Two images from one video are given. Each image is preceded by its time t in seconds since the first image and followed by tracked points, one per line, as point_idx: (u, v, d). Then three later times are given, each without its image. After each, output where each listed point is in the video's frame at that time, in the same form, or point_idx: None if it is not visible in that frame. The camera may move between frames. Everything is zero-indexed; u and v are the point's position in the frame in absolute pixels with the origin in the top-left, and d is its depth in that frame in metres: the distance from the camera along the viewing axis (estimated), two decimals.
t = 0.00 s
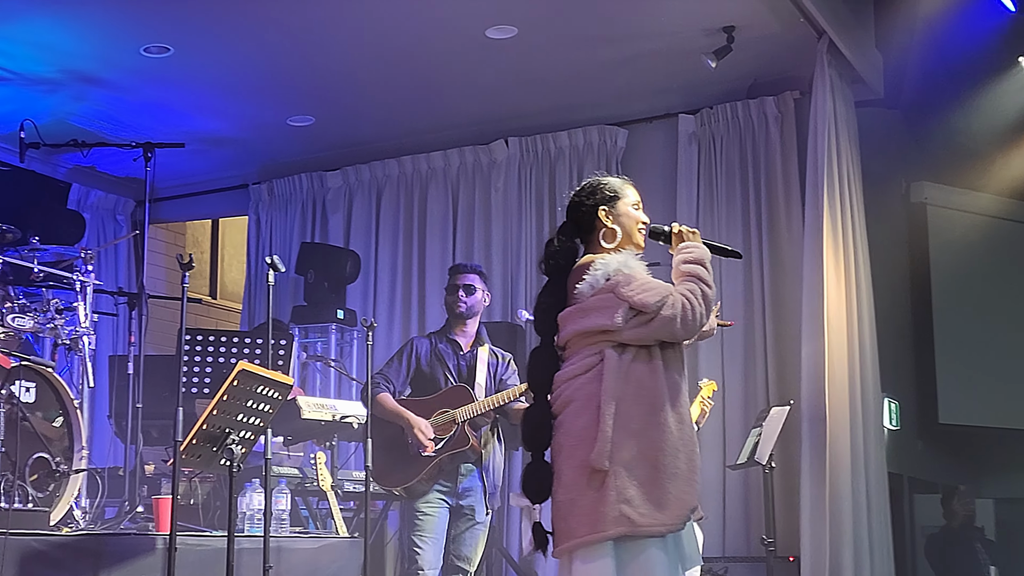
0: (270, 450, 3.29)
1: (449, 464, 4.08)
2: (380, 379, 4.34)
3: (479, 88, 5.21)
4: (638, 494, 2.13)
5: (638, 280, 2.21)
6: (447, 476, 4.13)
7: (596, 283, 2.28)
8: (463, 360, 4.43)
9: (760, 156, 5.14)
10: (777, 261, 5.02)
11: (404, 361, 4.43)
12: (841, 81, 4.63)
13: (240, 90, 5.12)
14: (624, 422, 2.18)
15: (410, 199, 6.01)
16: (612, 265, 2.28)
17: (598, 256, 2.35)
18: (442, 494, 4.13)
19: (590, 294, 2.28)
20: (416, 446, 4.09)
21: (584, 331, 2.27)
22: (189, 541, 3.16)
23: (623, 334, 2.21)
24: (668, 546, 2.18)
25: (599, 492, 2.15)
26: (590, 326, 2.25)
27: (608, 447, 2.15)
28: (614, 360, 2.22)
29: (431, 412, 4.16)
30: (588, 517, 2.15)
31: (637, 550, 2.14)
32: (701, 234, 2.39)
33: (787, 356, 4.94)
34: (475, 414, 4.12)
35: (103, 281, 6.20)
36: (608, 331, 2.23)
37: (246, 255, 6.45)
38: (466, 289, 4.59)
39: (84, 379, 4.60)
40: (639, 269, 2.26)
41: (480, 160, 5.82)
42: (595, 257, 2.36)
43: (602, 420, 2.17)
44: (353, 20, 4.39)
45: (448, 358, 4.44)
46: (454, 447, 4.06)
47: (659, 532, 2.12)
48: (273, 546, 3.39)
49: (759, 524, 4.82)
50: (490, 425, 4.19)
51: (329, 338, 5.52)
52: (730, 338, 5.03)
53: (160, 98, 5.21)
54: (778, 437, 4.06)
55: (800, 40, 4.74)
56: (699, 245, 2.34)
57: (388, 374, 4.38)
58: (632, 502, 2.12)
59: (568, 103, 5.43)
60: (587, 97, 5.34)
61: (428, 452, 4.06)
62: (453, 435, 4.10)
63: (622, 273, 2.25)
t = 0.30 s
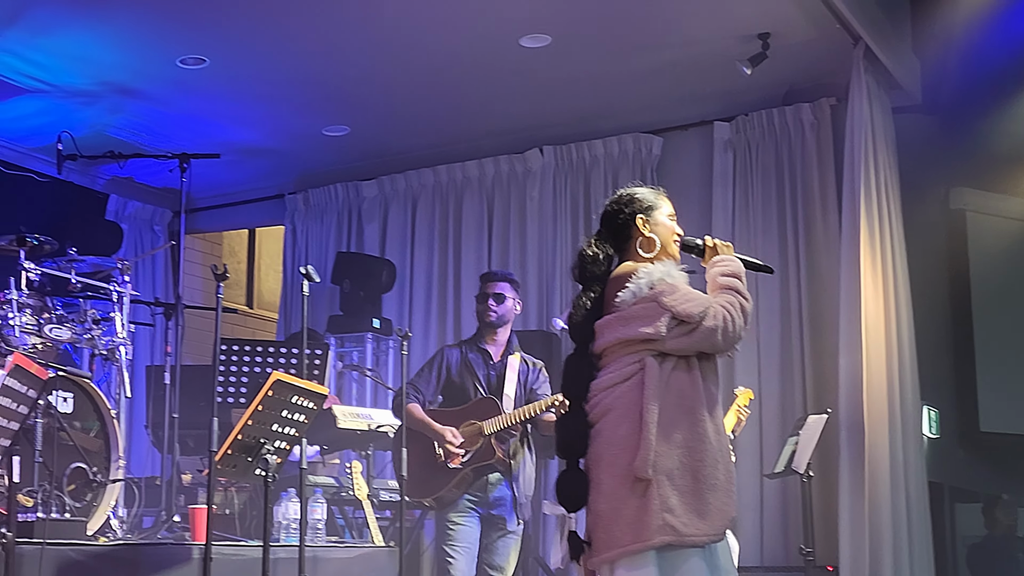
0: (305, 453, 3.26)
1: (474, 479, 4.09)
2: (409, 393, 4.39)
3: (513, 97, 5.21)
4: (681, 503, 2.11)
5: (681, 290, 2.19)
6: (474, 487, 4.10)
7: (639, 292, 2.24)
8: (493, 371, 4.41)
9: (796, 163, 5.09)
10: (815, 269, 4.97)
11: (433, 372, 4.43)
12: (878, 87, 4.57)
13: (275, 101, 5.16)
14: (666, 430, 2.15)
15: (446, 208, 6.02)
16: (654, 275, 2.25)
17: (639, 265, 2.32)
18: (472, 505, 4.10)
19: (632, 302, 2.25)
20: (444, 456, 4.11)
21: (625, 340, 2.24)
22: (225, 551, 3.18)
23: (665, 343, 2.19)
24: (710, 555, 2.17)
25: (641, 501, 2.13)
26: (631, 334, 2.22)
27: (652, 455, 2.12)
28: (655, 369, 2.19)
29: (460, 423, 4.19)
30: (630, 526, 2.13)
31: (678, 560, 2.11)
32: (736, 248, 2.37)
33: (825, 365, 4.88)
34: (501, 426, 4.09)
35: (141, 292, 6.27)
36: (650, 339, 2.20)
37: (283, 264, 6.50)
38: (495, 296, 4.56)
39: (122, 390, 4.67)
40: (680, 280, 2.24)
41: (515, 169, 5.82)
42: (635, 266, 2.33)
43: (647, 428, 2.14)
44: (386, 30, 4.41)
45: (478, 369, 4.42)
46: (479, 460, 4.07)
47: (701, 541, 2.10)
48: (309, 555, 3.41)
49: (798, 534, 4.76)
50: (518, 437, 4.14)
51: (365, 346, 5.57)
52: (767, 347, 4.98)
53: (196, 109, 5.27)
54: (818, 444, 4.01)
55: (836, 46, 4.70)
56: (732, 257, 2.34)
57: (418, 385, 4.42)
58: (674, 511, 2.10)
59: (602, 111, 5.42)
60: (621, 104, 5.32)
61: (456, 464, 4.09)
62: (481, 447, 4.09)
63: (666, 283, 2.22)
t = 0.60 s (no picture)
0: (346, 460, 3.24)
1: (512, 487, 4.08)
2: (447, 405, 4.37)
3: (552, 105, 5.21)
4: (713, 513, 2.09)
5: (718, 299, 2.16)
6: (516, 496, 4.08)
7: (674, 301, 2.22)
8: (528, 379, 4.40)
9: (838, 169, 5.03)
10: (858, 274, 4.91)
11: (469, 384, 4.43)
12: (921, 91, 4.51)
13: (315, 111, 5.21)
14: (699, 440, 2.13)
15: (486, 217, 6.03)
16: (690, 284, 2.22)
17: (676, 274, 2.29)
18: (512, 513, 4.08)
19: (668, 310, 2.22)
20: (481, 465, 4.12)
21: (660, 348, 2.21)
22: (268, 559, 3.20)
23: (700, 353, 2.16)
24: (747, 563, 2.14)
25: (673, 510, 2.11)
26: (666, 343, 2.20)
27: (684, 465, 2.10)
28: (688, 379, 2.16)
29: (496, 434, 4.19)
30: (663, 534, 2.11)
31: (712, 569, 2.10)
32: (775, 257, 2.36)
33: (870, 372, 4.81)
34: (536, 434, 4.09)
35: (184, 302, 6.34)
36: (685, 349, 2.17)
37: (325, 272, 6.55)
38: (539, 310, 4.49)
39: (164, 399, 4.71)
40: (717, 289, 2.21)
41: (555, 177, 5.82)
42: (672, 274, 2.30)
43: (679, 438, 2.11)
44: (425, 39, 4.43)
45: (514, 379, 4.41)
46: (513, 469, 4.06)
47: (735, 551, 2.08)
48: (352, 564, 3.43)
49: (842, 543, 4.69)
50: (557, 444, 4.14)
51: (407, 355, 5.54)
52: (809, 354, 4.92)
53: (237, 120, 5.33)
54: (861, 452, 3.93)
55: (878, 52, 4.64)
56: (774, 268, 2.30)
57: (455, 396, 4.40)
58: (707, 520, 2.08)
59: (641, 119, 5.40)
60: (660, 111, 5.30)
61: (491, 473, 4.10)
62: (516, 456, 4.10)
63: (702, 292, 2.19)
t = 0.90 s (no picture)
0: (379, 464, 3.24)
1: (550, 483, 4.08)
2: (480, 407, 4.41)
3: (580, 108, 5.20)
4: (722, 521, 2.08)
5: (745, 311, 2.13)
6: (552, 495, 4.09)
7: (701, 310, 2.19)
8: (562, 380, 4.39)
9: (870, 168, 4.98)
10: (890, 274, 4.86)
11: (503, 386, 4.44)
12: (953, 91, 4.45)
13: (344, 115, 5.23)
14: (714, 447, 2.12)
15: (517, 219, 6.03)
16: (718, 294, 2.18)
17: (706, 282, 2.26)
18: (545, 514, 4.09)
19: (694, 319, 2.20)
20: (517, 465, 4.10)
21: (685, 354, 2.20)
22: (302, 562, 3.21)
23: (723, 363, 2.14)
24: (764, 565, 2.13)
25: (681, 515, 2.11)
26: (691, 351, 2.18)
27: (695, 471, 2.10)
28: (709, 387, 2.15)
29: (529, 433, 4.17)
30: (670, 538, 2.12)
31: None
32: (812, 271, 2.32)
33: (904, 371, 4.76)
34: (573, 430, 4.10)
35: (215, 306, 6.40)
36: (708, 358, 2.16)
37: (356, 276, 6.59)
38: (576, 315, 4.50)
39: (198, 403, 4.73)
40: (746, 299, 2.18)
41: (585, 179, 5.81)
42: (702, 281, 2.27)
43: (691, 444, 2.11)
44: (453, 43, 4.44)
45: (547, 380, 4.41)
46: (551, 465, 4.05)
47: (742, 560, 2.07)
48: (385, 566, 3.44)
49: (876, 544, 4.64)
50: (591, 441, 4.16)
51: (438, 358, 5.60)
52: (843, 354, 4.87)
53: (267, 125, 5.36)
54: (895, 453, 3.88)
55: (909, 51, 4.60)
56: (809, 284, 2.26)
57: (488, 399, 4.42)
58: (713, 528, 2.07)
59: (670, 120, 5.38)
60: (689, 113, 5.28)
61: (528, 472, 4.07)
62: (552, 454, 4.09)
63: (729, 303, 2.15)
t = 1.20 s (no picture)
0: (400, 466, 3.20)
1: (578, 481, 4.09)
2: (506, 404, 4.37)
3: (601, 105, 5.19)
4: (742, 519, 2.11)
5: (771, 319, 2.15)
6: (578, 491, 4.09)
7: (727, 315, 2.19)
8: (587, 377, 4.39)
9: (893, 163, 4.94)
10: (914, 269, 4.83)
11: (530, 384, 4.43)
12: (977, 85, 4.42)
13: (365, 113, 5.24)
14: (737, 447, 2.14)
15: (538, 217, 6.02)
16: (745, 299, 2.19)
17: (735, 288, 2.27)
18: (570, 511, 4.08)
19: (719, 321, 2.20)
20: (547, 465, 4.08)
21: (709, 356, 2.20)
22: (326, 559, 3.22)
23: (746, 367, 2.16)
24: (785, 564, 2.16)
25: (702, 512, 2.14)
26: (714, 354, 2.20)
27: (717, 469, 2.13)
28: (733, 389, 2.17)
29: (555, 434, 4.16)
30: (690, 534, 2.15)
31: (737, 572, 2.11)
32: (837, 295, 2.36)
33: (928, 367, 4.72)
34: (601, 429, 4.11)
35: (238, 304, 6.44)
36: (731, 362, 2.18)
37: (378, 274, 6.60)
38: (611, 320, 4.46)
39: (222, 402, 4.75)
40: (772, 307, 2.19)
41: (607, 176, 5.79)
42: (732, 287, 2.27)
43: (715, 442, 2.14)
44: (474, 41, 4.44)
45: (574, 378, 4.40)
46: (579, 464, 4.06)
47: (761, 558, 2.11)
48: (409, 563, 3.44)
49: (901, 540, 4.60)
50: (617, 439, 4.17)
51: (461, 355, 5.59)
52: (866, 350, 4.84)
53: (289, 123, 5.38)
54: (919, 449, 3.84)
55: (933, 46, 4.56)
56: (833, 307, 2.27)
57: (514, 396, 4.40)
58: (733, 526, 2.10)
59: (692, 117, 5.36)
60: (711, 109, 5.26)
61: (557, 470, 4.07)
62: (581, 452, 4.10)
63: (756, 310, 2.16)
